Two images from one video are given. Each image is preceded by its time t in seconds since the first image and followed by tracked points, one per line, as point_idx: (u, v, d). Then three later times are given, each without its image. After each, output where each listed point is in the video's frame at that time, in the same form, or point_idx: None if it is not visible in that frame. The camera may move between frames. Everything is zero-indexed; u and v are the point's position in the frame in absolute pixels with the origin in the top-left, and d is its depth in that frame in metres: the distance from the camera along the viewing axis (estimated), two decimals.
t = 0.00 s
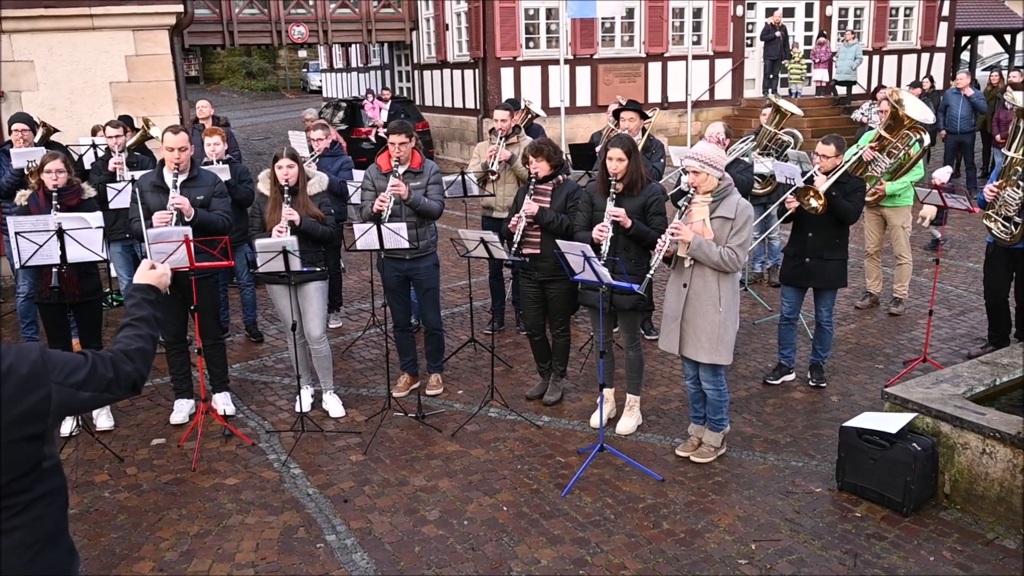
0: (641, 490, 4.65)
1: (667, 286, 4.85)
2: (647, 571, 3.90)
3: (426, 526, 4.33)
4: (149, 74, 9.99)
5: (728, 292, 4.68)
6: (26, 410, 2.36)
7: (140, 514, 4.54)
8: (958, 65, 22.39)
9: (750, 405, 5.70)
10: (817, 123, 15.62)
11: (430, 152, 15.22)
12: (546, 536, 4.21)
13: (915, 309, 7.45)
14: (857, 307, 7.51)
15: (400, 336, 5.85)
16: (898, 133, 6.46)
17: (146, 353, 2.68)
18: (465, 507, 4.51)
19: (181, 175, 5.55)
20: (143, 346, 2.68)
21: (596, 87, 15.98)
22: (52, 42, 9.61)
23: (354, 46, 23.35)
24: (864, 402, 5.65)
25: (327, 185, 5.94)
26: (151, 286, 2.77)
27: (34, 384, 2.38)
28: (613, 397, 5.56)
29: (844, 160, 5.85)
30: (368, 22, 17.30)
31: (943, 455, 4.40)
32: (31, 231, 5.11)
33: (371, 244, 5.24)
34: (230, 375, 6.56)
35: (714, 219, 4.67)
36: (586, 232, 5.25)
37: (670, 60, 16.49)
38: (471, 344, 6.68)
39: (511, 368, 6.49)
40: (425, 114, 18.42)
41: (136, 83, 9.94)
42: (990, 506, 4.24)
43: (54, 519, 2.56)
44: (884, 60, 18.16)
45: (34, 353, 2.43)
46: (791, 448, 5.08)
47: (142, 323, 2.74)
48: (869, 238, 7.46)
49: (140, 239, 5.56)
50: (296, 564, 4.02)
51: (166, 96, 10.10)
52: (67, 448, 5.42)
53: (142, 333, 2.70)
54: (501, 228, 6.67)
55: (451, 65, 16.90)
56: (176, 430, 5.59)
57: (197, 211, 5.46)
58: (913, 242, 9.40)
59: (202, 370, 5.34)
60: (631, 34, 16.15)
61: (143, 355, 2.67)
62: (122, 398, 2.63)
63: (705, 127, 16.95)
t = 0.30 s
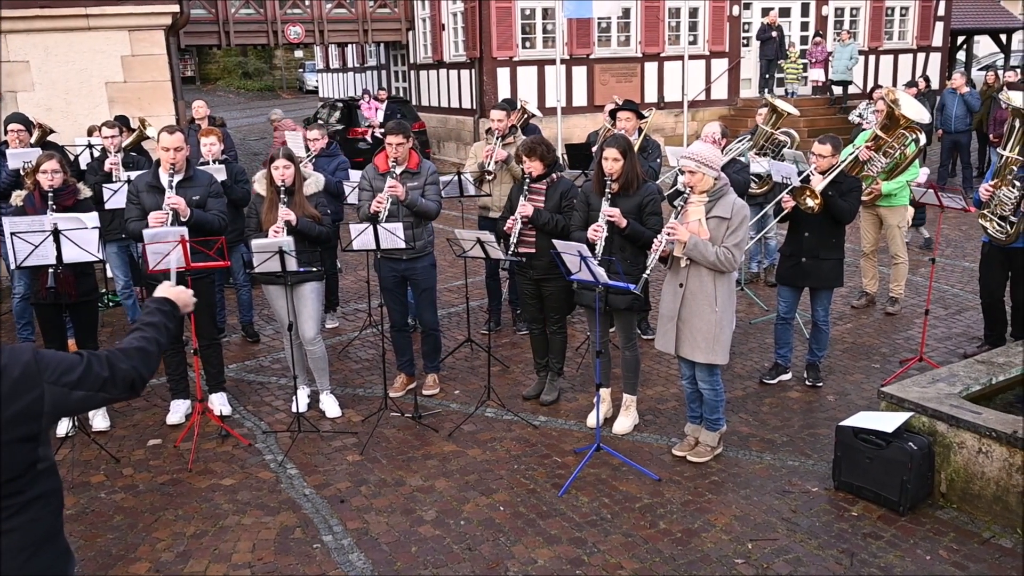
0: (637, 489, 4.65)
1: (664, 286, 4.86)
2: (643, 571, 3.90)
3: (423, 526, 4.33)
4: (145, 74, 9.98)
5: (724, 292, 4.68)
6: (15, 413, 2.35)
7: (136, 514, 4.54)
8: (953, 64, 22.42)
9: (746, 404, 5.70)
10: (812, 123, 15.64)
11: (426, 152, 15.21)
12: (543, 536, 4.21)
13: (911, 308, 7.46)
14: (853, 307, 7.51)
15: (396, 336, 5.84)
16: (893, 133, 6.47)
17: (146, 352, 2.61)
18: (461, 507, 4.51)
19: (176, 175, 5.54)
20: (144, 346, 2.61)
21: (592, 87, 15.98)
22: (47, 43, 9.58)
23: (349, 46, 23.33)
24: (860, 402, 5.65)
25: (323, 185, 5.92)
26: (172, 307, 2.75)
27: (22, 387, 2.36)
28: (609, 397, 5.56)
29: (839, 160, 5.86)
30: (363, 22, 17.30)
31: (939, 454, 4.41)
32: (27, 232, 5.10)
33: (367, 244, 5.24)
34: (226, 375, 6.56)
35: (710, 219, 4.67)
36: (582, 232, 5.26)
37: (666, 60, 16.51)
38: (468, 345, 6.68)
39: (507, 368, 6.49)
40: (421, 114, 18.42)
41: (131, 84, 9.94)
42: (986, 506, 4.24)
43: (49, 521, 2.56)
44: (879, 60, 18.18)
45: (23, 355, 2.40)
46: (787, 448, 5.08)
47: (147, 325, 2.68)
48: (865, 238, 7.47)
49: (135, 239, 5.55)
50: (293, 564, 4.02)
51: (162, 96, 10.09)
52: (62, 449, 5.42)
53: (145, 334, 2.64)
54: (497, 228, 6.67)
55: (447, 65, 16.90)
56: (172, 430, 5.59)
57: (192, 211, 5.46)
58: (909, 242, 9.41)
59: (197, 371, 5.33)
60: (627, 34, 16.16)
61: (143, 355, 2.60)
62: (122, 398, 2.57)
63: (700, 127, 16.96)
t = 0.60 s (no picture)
0: (634, 489, 4.65)
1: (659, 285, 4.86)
2: (640, 571, 3.90)
3: (420, 526, 4.32)
4: (141, 74, 9.98)
5: (721, 292, 4.68)
6: (12, 407, 2.35)
7: (133, 514, 4.53)
8: (950, 64, 22.45)
9: (743, 404, 5.71)
10: (809, 123, 15.65)
11: (423, 151, 15.21)
12: (540, 536, 4.21)
13: (908, 308, 7.47)
14: (850, 306, 7.52)
15: (394, 336, 5.84)
16: (890, 133, 6.48)
17: (146, 321, 2.45)
18: (458, 507, 4.50)
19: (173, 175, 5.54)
20: (141, 311, 2.44)
21: (589, 87, 15.97)
22: (44, 43, 9.58)
23: (346, 47, 23.31)
24: (857, 402, 5.66)
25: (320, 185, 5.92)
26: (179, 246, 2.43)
27: (16, 381, 2.36)
28: (606, 397, 5.56)
29: (836, 160, 5.87)
30: (360, 22, 17.30)
31: (936, 453, 4.41)
32: (23, 232, 5.09)
33: (364, 244, 5.23)
34: (224, 375, 6.55)
35: (706, 219, 4.67)
36: (578, 232, 5.27)
37: (663, 60, 16.52)
38: (465, 345, 6.68)
39: (504, 368, 6.49)
40: (418, 114, 18.41)
41: (128, 84, 9.94)
42: (983, 505, 4.24)
43: (44, 520, 2.55)
44: (876, 59, 18.20)
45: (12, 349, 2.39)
46: (784, 447, 5.09)
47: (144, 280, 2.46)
48: (862, 238, 7.47)
49: (132, 239, 5.55)
50: (290, 564, 4.01)
51: (159, 96, 10.09)
52: (59, 449, 5.41)
53: (140, 297, 2.45)
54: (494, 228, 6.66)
55: (444, 65, 16.89)
56: (169, 430, 5.58)
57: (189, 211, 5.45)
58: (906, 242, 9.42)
59: (194, 371, 5.32)
60: (624, 34, 16.17)
61: (141, 322, 2.45)
62: (127, 367, 2.48)
63: (697, 127, 16.97)
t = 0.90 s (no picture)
0: (631, 489, 4.65)
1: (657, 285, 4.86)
2: (638, 571, 3.90)
3: (418, 526, 4.32)
4: (139, 74, 9.97)
5: (718, 292, 4.69)
6: (13, 405, 2.35)
7: (130, 514, 4.53)
8: (947, 63, 22.44)
9: (740, 403, 5.71)
10: (807, 123, 15.66)
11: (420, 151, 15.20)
12: (537, 536, 4.21)
13: (906, 308, 7.47)
14: (847, 306, 7.52)
15: (391, 336, 5.84)
16: (888, 133, 6.48)
17: (122, 318, 2.60)
18: (456, 507, 4.50)
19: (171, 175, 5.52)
20: (113, 312, 2.58)
21: (586, 87, 15.97)
22: (42, 43, 9.58)
23: (344, 46, 23.30)
24: (854, 401, 5.66)
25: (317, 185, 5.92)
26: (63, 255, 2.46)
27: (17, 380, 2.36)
28: (603, 396, 5.56)
29: (834, 160, 5.87)
30: (358, 21, 17.30)
31: (933, 453, 4.42)
32: (20, 233, 5.06)
33: (361, 244, 5.23)
34: (221, 375, 6.55)
35: (703, 219, 4.68)
36: (576, 232, 5.28)
37: (661, 60, 16.52)
38: (462, 345, 6.68)
39: (501, 368, 6.48)
40: (415, 114, 18.41)
41: (126, 84, 9.93)
42: (980, 505, 4.24)
43: (43, 520, 2.55)
44: (873, 59, 18.20)
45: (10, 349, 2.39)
46: (782, 447, 5.09)
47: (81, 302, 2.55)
48: (860, 238, 7.47)
49: (130, 239, 5.55)
50: (287, 565, 4.01)
51: (156, 96, 10.08)
52: (57, 449, 5.40)
53: (94, 308, 2.55)
54: (491, 228, 6.66)
55: (442, 65, 16.89)
56: (166, 431, 5.58)
57: (187, 212, 5.44)
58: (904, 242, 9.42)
59: (191, 371, 5.32)
60: (621, 33, 16.17)
61: (119, 323, 2.59)
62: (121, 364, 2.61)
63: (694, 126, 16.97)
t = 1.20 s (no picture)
0: (630, 489, 4.65)
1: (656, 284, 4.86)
2: (637, 570, 3.90)
3: (416, 525, 4.32)
4: (137, 74, 9.97)
5: (716, 292, 4.68)
6: (14, 407, 2.34)
7: (129, 514, 4.53)
8: (946, 63, 22.44)
9: (739, 403, 5.72)
10: (805, 122, 15.66)
11: (418, 151, 15.20)
12: (536, 535, 4.21)
13: (904, 307, 7.47)
14: (846, 305, 7.53)
15: (390, 336, 5.84)
16: (887, 132, 6.48)
17: (123, 360, 2.62)
18: (455, 507, 4.50)
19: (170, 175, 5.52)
20: (114, 356, 2.60)
21: (585, 87, 15.97)
22: (40, 43, 9.57)
23: (342, 46, 23.28)
24: (853, 401, 5.66)
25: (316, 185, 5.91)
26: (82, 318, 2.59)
27: (19, 383, 2.35)
28: (602, 396, 5.56)
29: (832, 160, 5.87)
30: (356, 21, 17.28)
31: (932, 452, 4.42)
32: (19, 232, 5.08)
33: (360, 244, 5.23)
34: (220, 375, 6.55)
35: (702, 218, 4.68)
36: (575, 232, 5.27)
37: (660, 60, 16.52)
38: (462, 344, 6.68)
39: (500, 367, 6.48)
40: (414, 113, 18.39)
41: (124, 84, 9.92)
42: (979, 504, 4.25)
43: (43, 521, 2.56)
44: (872, 58, 18.20)
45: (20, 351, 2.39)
46: (780, 447, 5.09)
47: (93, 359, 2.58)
48: (858, 238, 7.47)
49: (129, 239, 5.54)
50: (286, 564, 4.01)
51: (155, 96, 10.08)
52: (56, 449, 5.40)
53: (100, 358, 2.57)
54: (490, 228, 6.66)
55: (440, 64, 16.88)
56: (165, 430, 5.57)
57: (186, 212, 5.44)
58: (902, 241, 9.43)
59: (190, 370, 5.32)
60: (620, 33, 16.16)
61: (121, 364, 2.60)
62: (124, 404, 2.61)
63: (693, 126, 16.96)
